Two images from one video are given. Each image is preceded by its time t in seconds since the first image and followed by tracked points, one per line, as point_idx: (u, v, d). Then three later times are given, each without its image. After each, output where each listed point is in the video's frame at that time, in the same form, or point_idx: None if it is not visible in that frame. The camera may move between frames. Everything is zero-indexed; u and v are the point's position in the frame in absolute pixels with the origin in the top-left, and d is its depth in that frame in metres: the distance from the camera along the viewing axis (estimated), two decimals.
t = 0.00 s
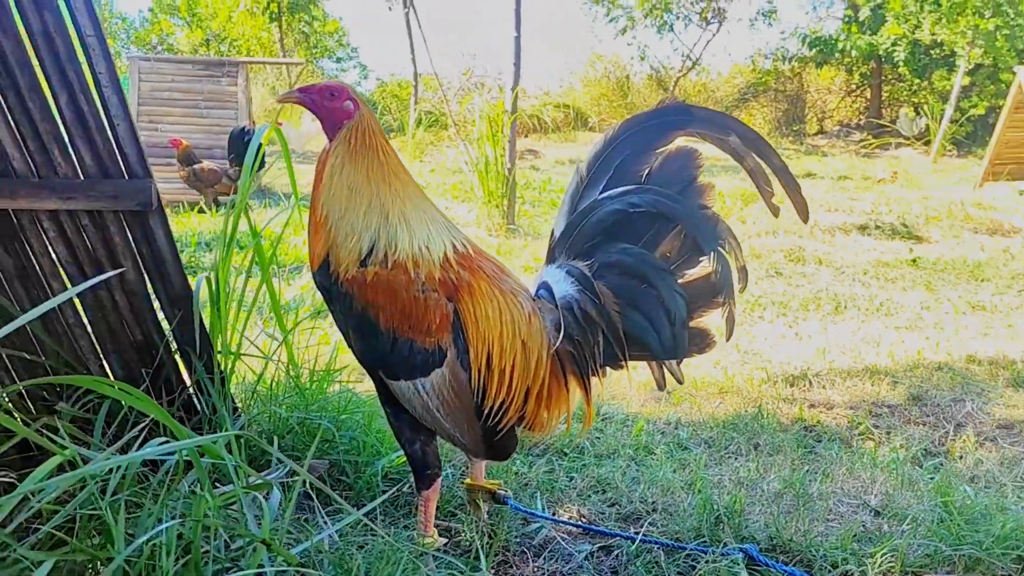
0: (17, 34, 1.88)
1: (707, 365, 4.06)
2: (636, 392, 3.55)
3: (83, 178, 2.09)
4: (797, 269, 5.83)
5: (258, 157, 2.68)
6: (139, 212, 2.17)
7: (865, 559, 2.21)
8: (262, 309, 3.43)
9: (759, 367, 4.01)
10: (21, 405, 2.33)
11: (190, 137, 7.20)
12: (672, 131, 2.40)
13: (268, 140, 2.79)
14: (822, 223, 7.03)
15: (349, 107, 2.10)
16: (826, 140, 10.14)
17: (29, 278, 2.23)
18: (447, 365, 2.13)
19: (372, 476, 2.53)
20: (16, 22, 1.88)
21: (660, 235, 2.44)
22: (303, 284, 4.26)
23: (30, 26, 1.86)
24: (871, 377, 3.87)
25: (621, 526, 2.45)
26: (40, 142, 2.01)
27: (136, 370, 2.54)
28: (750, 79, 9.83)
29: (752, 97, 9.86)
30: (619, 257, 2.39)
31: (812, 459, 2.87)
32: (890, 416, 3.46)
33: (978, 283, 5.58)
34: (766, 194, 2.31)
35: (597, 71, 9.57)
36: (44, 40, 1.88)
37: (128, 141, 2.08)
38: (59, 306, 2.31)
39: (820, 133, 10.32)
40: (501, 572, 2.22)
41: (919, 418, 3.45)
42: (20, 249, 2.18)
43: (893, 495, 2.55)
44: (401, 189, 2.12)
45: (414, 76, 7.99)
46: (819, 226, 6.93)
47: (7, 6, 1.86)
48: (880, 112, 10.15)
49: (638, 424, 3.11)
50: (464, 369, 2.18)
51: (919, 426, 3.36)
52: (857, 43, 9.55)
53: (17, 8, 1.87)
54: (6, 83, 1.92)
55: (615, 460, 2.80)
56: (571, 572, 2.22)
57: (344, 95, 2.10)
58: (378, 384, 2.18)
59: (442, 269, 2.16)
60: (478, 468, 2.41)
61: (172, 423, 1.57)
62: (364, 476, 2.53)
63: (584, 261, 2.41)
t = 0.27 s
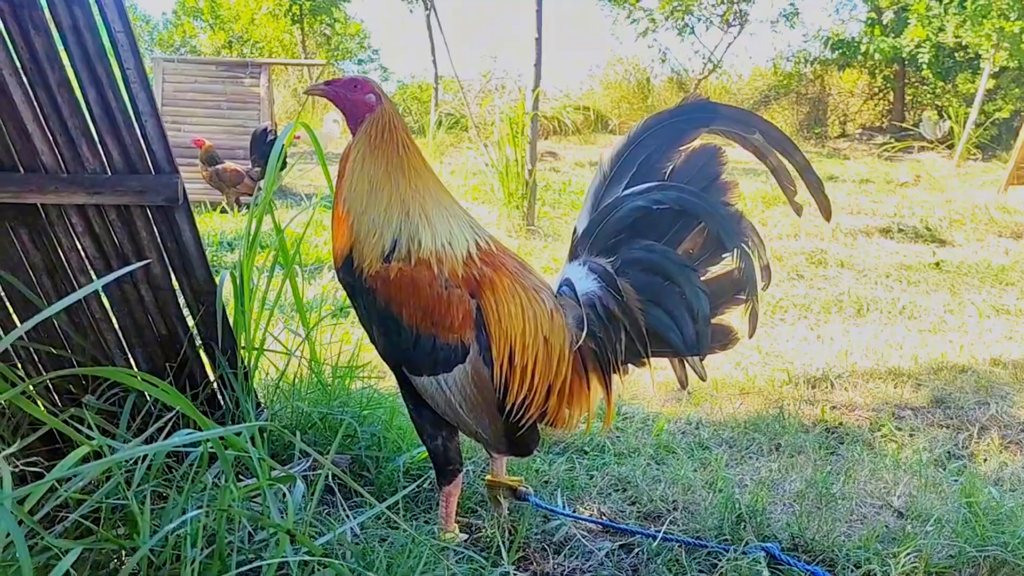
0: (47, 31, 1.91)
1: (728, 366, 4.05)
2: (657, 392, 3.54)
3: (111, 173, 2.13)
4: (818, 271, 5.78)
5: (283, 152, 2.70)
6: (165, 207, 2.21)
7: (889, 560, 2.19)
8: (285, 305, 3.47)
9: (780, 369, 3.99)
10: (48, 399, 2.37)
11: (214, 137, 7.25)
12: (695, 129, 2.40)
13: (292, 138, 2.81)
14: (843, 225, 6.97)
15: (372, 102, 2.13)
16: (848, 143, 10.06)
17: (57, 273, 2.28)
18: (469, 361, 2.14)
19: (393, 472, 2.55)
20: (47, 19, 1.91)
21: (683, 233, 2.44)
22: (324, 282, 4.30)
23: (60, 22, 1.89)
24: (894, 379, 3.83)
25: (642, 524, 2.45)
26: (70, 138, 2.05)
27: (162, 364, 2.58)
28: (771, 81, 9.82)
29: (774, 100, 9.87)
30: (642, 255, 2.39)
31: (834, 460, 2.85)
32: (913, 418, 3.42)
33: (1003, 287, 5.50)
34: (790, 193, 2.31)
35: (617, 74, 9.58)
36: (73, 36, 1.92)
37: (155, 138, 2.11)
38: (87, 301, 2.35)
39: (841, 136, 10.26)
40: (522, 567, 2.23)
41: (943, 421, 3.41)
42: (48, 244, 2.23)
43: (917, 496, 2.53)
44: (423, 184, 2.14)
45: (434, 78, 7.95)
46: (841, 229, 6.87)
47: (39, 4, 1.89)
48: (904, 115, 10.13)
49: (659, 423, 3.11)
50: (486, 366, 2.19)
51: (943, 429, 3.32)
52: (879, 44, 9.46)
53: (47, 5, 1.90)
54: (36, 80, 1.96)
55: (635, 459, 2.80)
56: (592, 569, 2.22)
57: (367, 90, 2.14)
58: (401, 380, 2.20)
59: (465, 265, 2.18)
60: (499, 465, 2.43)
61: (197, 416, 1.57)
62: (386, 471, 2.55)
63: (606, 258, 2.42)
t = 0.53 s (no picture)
0: (54, 23, 1.91)
1: (734, 361, 4.04)
2: (663, 386, 3.54)
3: (118, 165, 2.13)
4: (825, 268, 5.76)
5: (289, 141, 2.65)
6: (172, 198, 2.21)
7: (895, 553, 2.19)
8: (292, 299, 3.47)
9: (787, 364, 3.97)
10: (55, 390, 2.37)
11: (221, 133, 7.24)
12: (700, 120, 2.39)
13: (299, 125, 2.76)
14: (851, 221, 6.95)
15: (377, 93, 2.13)
16: (855, 139, 10.02)
17: (64, 265, 2.28)
18: (475, 354, 2.14)
19: (399, 465, 2.55)
20: (54, 10, 1.91)
21: (689, 224, 2.44)
22: (331, 277, 4.31)
23: (67, 13, 1.89)
24: (901, 375, 3.82)
25: (647, 517, 2.45)
26: (77, 130, 2.05)
27: (169, 356, 2.58)
28: (777, 78, 9.76)
29: (782, 97, 9.78)
30: (648, 247, 2.39)
31: (841, 454, 2.84)
32: (920, 413, 3.41)
33: (1011, 283, 5.47)
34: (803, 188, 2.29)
35: (624, 70, 9.57)
36: (81, 27, 1.91)
37: (162, 130, 2.12)
38: (94, 293, 2.35)
39: (849, 133, 10.23)
40: (528, 560, 2.23)
41: (950, 416, 3.39)
42: (55, 236, 2.23)
43: (924, 490, 2.52)
44: (428, 176, 2.14)
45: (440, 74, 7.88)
46: (848, 225, 6.85)
47: None
48: (911, 112, 10.11)
49: (665, 417, 3.11)
50: (491, 358, 2.19)
51: (950, 424, 3.31)
52: (887, 41, 9.37)
53: None
54: (44, 72, 1.96)
55: (642, 453, 2.79)
56: (598, 561, 2.23)
57: (373, 82, 2.14)
58: (406, 372, 2.20)
59: (470, 257, 2.17)
60: (505, 458, 2.43)
61: (203, 408, 1.58)
62: (392, 464, 2.55)
63: (612, 250, 2.42)
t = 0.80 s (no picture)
0: (62, 21, 1.91)
1: (741, 362, 4.03)
2: (669, 387, 3.53)
3: (125, 163, 2.14)
4: (832, 269, 5.74)
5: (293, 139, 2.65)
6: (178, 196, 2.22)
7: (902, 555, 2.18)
8: (298, 298, 3.48)
9: (793, 366, 3.96)
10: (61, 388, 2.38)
11: (229, 133, 7.26)
12: (705, 118, 2.39)
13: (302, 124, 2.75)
14: (857, 223, 6.92)
15: (383, 92, 2.14)
16: (862, 142, 9.99)
17: (71, 262, 2.29)
18: (480, 353, 2.14)
19: (404, 464, 2.56)
20: (62, 8, 1.91)
21: (695, 223, 2.43)
22: (337, 277, 4.31)
23: (75, 11, 1.90)
24: (908, 377, 3.80)
25: (653, 518, 2.44)
26: (84, 128, 2.06)
27: (175, 354, 2.59)
28: (785, 80, 9.88)
29: (787, 98, 9.86)
30: (653, 246, 2.38)
31: (847, 456, 2.83)
32: (928, 415, 3.39)
33: (1019, 286, 5.44)
34: (812, 187, 2.28)
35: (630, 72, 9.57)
36: (89, 25, 1.92)
37: (169, 128, 2.12)
38: (100, 291, 2.36)
39: (856, 135, 10.22)
40: (533, 560, 2.23)
41: (957, 418, 3.37)
42: (62, 235, 2.24)
43: (932, 492, 2.51)
44: (434, 175, 2.14)
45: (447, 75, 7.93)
46: (854, 226, 6.83)
47: None
48: (918, 115, 10.08)
49: (671, 418, 3.10)
50: (497, 357, 2.19)
51: (958, 427, 3.29)
52: (895, 43, 9.32)
53: None
54: (51, 70, 1.97)
55: (647, 454, 2.79)
56: (603, 562, 2.22)
57: (379, 80, 2.14)
58: (412, 372, 2.20)
59: (475, 256, 2.17)
60: (510, 458, 2.43)
61: (209, 406, 1.58)
62: (397, 464, 2.56)
63: (617, 250, 2.42)
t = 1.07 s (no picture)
0: (68, 22, 1.91)
1: (745, 365, 4.02)
2: (673, 390, 3.53)
3: (130, 164, 2.15)
4: (836, 273, 5.73)
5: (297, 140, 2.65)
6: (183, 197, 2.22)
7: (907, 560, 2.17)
8: (302, 300, 3.48)
9: (797, 369, 3.95)
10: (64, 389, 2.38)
11: (232, 134, 7.20)
12: (709, 121, 2.38)
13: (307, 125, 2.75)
14: (861, 227, 6.91)
15: (389, 94, 2.14)
16: (866, 145, 9.98)
17: (75, 263, 2.30)
18: (484, 355, 2.14)
19: (408, 466, 2.56)
20: (68, 9, 1.91)
21: (699, 225, 2.43)
22: (340, 279, 4.31)
23: (81, 12, 1.90)
24: (913, 381, 3.79)
25: (657, 521, 2.44)
26: (89, 129, 2.07)
27: (178, 355, 2.59)
28: (789, 83, 9.85)
29: (792, 101, 9.85)
30: (658, 248, 2.38)
31: (851, 460, 2.82)
32: (932, 419, 3.39)
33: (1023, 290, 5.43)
34: (819, 189, 2.28)
35: (634, 74, 9.57)
36: (95, 27, 1.92)
37: (174, 129, 2.12)
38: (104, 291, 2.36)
39: (860, 138, 10.21)
40: (537, 562, 2.23)
41: (962, 423, 3.37)
42: (67, 235, 2.25)
43: (936, 497, 2.50)
44: (440, 178, 2.14)
45: (451, 78, 7.90)
46: (859, 230, 6.81)
47: None
48: (922, 118, 10.15)
49: (675, 421, 3.10)
50: (501, 360, 2.19)
51: (962, 431, 3.28)
52: (900, 46, 9.28)
53: None
54: (57, 71, 1.97)
55: (651, 457, 2.78)
56: (606, 565, 2.22)
57: (384, 83, 2.15)
58: (416, 373, 2.20)
59: (480, 258, 2.18)
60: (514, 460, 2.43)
61: (212, 406, 1.58)
62: (401, 466, 2.56)
63: (621, 252, 2.42)
